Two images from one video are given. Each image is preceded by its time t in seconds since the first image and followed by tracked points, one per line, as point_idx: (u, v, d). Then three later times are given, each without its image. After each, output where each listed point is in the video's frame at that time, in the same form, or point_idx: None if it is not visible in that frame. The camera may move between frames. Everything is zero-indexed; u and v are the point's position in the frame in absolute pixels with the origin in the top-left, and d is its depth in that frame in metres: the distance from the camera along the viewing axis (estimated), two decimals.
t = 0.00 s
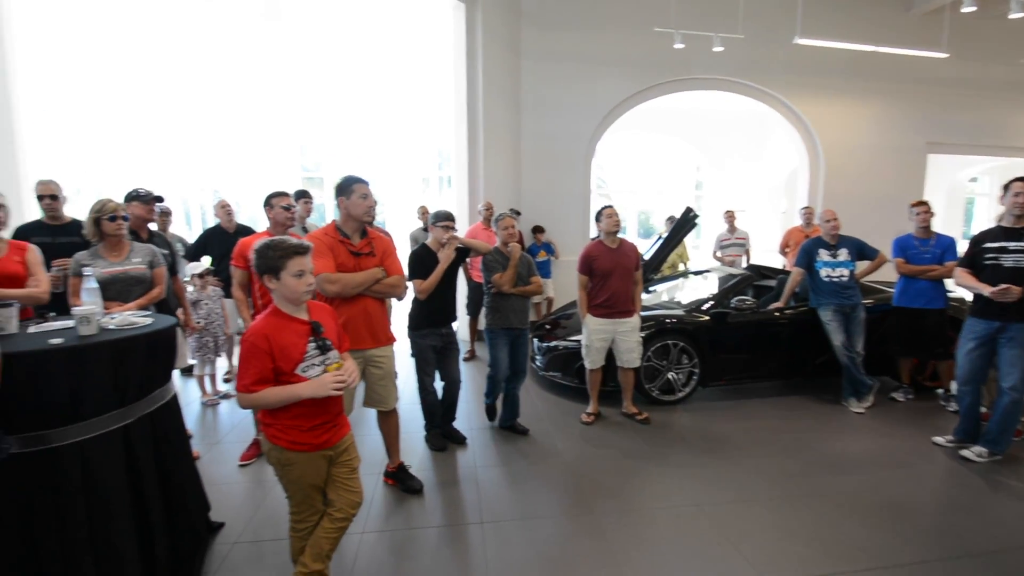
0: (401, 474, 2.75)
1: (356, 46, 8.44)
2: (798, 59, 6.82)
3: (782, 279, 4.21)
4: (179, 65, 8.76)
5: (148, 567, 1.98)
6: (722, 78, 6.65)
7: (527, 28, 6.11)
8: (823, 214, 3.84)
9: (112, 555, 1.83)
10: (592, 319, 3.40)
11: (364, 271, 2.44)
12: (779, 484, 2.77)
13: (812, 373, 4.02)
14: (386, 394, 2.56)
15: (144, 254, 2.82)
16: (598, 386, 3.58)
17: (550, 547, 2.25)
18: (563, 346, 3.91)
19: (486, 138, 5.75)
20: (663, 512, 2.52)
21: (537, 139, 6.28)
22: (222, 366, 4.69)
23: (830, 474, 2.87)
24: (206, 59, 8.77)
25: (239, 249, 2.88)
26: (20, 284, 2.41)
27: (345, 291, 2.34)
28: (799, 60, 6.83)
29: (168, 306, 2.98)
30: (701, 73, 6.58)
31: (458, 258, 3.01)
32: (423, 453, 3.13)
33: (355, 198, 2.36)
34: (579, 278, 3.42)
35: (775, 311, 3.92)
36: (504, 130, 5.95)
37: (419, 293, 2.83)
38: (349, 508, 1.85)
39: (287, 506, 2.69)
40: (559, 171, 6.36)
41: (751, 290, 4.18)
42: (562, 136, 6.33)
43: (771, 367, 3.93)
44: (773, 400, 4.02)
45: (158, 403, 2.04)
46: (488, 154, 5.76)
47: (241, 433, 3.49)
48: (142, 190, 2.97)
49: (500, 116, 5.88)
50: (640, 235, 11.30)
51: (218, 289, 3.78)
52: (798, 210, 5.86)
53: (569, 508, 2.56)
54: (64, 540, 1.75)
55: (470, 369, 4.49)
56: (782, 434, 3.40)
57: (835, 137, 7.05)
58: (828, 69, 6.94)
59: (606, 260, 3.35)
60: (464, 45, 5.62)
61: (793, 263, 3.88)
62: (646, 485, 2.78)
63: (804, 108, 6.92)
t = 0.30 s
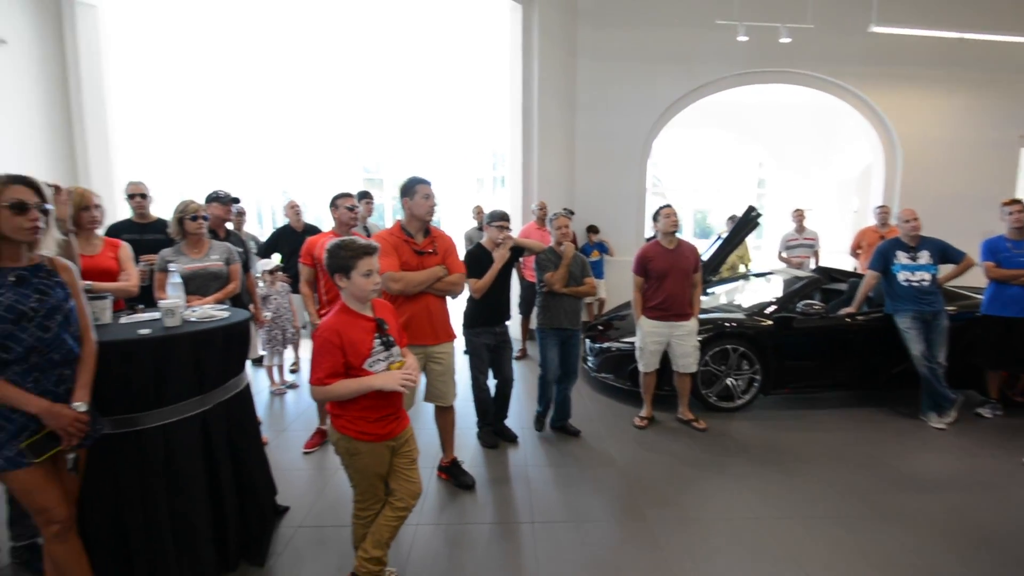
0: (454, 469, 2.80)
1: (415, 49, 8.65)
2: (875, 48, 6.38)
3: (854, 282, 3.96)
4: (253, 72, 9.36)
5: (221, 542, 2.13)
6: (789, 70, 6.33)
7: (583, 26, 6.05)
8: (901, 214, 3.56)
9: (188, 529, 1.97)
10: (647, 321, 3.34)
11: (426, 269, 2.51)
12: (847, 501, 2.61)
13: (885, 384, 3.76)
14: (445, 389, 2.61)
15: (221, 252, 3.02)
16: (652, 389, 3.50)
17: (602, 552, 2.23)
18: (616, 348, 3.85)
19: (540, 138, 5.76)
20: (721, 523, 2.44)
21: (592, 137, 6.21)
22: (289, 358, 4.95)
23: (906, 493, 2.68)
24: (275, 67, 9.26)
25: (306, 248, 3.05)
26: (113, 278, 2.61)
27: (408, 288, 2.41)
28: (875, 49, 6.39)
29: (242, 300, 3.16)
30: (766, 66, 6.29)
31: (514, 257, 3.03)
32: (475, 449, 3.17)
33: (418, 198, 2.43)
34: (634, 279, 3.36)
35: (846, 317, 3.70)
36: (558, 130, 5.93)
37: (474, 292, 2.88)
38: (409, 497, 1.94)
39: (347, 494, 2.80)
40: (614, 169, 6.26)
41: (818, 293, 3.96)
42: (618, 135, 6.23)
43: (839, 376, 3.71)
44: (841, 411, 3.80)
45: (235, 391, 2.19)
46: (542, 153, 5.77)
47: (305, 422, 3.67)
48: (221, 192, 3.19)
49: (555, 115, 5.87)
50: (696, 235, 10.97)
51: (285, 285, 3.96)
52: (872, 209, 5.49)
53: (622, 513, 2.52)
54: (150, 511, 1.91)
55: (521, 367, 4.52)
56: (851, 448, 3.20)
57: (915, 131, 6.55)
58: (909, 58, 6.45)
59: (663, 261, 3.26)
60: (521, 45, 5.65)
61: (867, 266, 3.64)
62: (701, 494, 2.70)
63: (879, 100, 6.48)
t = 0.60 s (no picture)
0: (514, 468, 2.82)
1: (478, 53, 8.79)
2: (976, 33, 5.81)
3: (947, 289, 3.63)
4: (326, 80, 9.87)
5: (296, 521, 2.26)
6: (874, 61, 5.90)
7: (649, 22, 5.91)
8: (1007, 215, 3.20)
9: (268, 509, 2.11)
10: (716, 326, 3.22)
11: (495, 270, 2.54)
12: (938, 529, 2.40)
13: (984, 403, 3.42)
14: (510, 388, 2.64)
15: (301, 250, 3.19)
16: (719, 397, 3.37)
17: (666, 563, 2.17)
18: (679, 353, 3.74)
19: (604, 137, 5.71)
20: (794, 543, 2.31)
21: (657, 136, 6.05)
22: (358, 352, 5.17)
23: (1009, 525, 2.42)
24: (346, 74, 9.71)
25: (376, 247, 3.21)
26: (204, 273, 2.82)
27: (478, 288, 2.47)
28: (977, 34, 5.82)
29: (318, 296, 3.34)
30: (848, 57, 5.89)
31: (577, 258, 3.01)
32: (534, 449, 3.18)
33: (488, 200, 2.47)
34: (703, 283, 3.25)
35: (938, 327, 3.40)
36: (622, 129, 5.84)
37: (538, 293, 2.76)
38: (473, 493, 1.98)
39: (413, 484, 2.89)
40: (680, 168, 6.07)
41: (906, 300, 3.67)
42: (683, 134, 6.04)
43: (930, 392, 3.41)
44: (932, 429, 3.49)
45: (312, 380, 2.31)
46: (605, 153, 5.72)
47: (372, 413, 3.81)
48: (301, 194, 3.39)
49: (619, 115, 5.80)
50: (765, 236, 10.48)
51: (356, 282, 4.12)
52: (971, 209, 5.01)
53: (686, 525, 2.44)
54: (236, 489, 2.05)
55: (580, 368, 4.49)
56: (943, 471, 2.93)
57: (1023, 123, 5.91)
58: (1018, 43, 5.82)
59: (735, 264, 3.13)
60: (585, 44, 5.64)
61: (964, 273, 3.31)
62: (771, 510, 2.57)
63: (981, 90, 5.89)
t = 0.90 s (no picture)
0: (570, 469, 2.82)
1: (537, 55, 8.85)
2: None
3: None
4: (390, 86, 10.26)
5: (363, 507, 2.38)
6: (967, 51, 5.44)
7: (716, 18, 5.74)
8: None
9: (338, 495, 2.23)
10: (786, 334, 3.10)
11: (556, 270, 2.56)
12: None
13: None
14: (567, 389, 2.66)
15: (370, 250, 3.36)
16: (786, 408, 3.24)
17: None
18: (743, 361, 3.62)
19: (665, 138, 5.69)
20: (868, 565, 2.18)
21: (721, 135, 5.86)
22: (419, 348, 5.35)
23: None
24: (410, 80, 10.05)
25: (440, 247, 3.33)
26: (284, 271, 3.03)
27: (537, 288, 2.49)
28: None
29: (386, 295, 3.53)
30: (937, 48, 5.47)
31: (636, 260, 2.97)
32: (590, 452, 3.17)
33: (551, 202, 2.50)
34: (772, 288, 3.12)
35: None
36: (684, 129, 5.73)
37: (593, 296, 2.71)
38: (533, 491, 2.01)
39: (473, 480, 2.96)
40: (746, 169, 5.85)
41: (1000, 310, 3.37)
42: (750, 132, 5.82)
43: None
44: None
45: (383, 373, 2.43)
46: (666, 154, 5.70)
47: (431, 409, 3.94)
48: (370, 197, 3.55)
49: (681, 115, 5.70)
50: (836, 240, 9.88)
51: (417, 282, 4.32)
52: None
53: (748, 539, 2.36)
54: (311, 473, 2.19)
55: (637, 373, 4.43)
56: None
57: None
58: None
59: (809, 269, 2.99)
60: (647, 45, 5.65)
61: None
62: (842, 529, 2.43)
63: None
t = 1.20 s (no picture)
0: (615, 472, 2.81)
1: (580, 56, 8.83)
2: None
3: None
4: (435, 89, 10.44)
5: (412, 501, 2.44)
6: None
7: (769, 14, 5.57)
8: None
9: (390, 487, 2.30)
10: (843, 341, 2.99)
11: (601, 273, 2.56)
12: None
13: None
14: (609, 392, 2.65)
15: (418, 251, 3.48)
16: (842, 418, 3.12)
17: None
18: (794, 368, 3.53)
19: (713, 137, 5.59)
20: None
21: (773, 134, 5.69)
22: (462, 347, 5.43)
23: None
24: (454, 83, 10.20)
25: (487, 249, 3.44)
26: (339, 271, 3.15)
27: (583, 290, 2.49)
28: None
29: (434, 295, 3.60)
30: (1014, 40, 5.13)
31: (685, 263, 2.92)
32: (635, 456, 3.14)
33: (597, 204, 2.49)
34: (830, 293, 3.02)
35: None
36: (733, 128, 5.62)
37: (640, 298, 2.73)
38: (581, 492, 2.02)
39: (519, 480, 2.98)
40: (799, 170, 5.66)
41: None
42: (804, 131, 5.63)
43: None
44: None
45: (434, 371, 2.49)
46: (715, 155, 5.60)
47: (475, 408, 3.99)
48: (421, 199, 3.62)
49: (730, 114, 5.60)
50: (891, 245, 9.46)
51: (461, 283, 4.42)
52: None
53: (801, 551, 2.29)
54: (365, 467, 2.26)
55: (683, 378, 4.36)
56: None
57: None
58: None
59: (870, 274, 2.88)
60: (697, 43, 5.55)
61: None
62: (905, 547, 2.32)
63: None
